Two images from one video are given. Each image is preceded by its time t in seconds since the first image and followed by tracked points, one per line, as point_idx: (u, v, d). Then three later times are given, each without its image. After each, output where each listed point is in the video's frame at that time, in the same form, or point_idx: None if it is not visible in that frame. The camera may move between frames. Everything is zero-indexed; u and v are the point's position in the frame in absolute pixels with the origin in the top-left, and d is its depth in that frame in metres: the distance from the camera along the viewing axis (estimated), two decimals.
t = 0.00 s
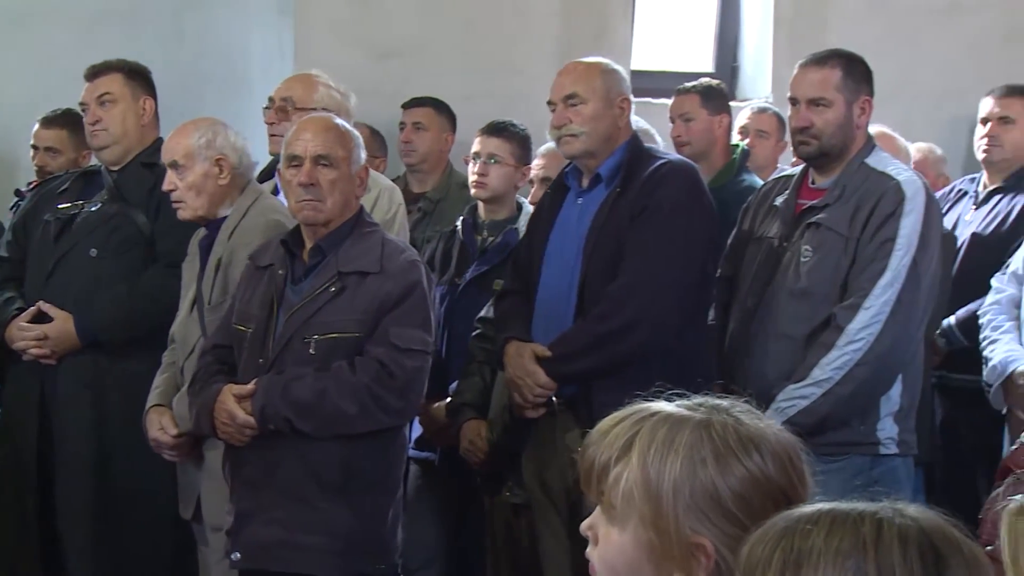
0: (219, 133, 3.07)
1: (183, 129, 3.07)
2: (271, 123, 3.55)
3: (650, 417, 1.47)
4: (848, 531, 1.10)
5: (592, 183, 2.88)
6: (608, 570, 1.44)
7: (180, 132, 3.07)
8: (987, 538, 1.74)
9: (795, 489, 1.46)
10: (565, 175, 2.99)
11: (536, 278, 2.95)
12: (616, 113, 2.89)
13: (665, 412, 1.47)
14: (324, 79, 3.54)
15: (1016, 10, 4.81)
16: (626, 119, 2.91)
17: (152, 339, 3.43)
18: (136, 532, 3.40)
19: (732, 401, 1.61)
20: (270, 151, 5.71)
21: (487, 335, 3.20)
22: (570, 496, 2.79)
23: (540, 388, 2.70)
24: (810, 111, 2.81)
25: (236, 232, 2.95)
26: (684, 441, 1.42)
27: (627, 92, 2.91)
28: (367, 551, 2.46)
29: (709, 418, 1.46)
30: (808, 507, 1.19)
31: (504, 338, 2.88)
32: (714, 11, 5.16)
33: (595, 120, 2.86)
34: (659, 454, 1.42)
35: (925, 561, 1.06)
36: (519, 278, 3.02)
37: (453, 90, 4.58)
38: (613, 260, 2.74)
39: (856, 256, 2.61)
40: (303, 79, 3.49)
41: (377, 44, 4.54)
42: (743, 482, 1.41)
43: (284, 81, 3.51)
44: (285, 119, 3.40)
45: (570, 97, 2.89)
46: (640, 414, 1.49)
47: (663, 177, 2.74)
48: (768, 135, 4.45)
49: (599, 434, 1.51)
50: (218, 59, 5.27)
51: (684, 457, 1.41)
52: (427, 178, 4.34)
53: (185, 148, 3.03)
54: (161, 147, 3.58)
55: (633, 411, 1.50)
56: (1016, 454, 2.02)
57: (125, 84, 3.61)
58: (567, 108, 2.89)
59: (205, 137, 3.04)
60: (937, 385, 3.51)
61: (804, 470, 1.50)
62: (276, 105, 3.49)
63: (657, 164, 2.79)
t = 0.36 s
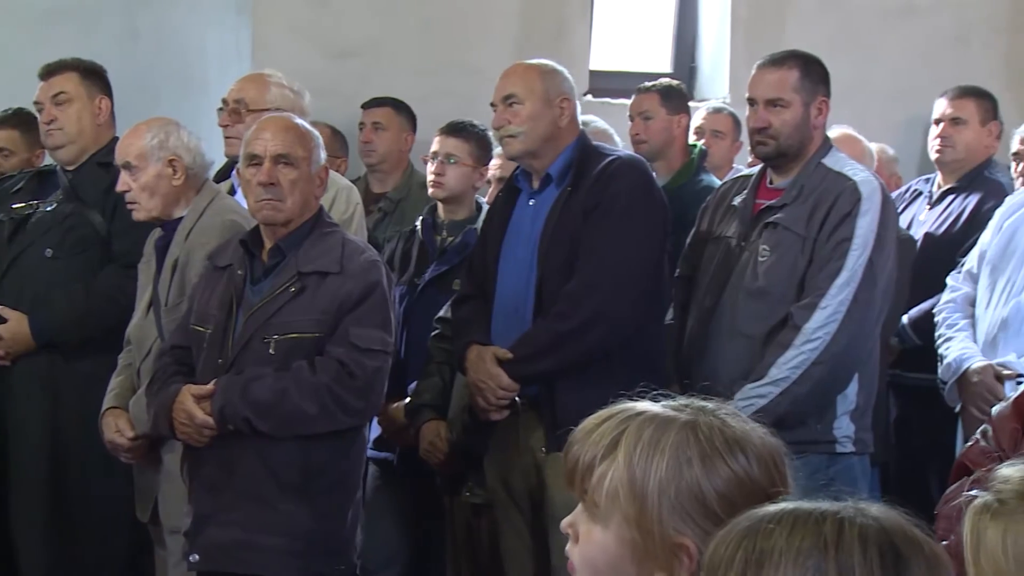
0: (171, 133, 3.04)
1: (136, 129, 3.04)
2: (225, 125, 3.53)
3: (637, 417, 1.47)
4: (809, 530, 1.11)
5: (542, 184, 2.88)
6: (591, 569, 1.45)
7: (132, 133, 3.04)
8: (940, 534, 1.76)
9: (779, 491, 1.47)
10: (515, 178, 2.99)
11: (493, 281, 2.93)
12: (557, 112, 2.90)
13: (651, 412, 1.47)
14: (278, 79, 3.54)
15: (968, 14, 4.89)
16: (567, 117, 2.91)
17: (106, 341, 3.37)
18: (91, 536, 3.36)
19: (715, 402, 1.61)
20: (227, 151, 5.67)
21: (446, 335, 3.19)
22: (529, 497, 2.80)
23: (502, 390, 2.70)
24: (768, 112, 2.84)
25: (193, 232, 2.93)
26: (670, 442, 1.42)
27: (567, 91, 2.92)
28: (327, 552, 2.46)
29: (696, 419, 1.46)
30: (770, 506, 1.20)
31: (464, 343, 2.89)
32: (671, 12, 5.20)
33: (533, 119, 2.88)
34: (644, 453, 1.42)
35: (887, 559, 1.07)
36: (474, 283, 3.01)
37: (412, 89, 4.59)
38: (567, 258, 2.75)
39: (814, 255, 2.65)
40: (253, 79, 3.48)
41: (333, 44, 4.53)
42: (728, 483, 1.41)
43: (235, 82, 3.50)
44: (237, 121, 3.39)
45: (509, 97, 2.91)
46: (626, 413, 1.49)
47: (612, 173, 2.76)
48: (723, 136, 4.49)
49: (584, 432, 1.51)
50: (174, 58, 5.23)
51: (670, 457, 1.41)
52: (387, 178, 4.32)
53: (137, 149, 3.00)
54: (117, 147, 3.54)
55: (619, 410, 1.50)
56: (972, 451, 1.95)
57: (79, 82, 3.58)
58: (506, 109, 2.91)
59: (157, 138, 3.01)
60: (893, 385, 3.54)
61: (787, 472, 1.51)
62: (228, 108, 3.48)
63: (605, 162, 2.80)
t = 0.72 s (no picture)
0: (126, 133, 3.02)
1: (90, 129, 3.02)
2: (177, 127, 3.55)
3: (605, 416, 1.49)
4: (757, 528, 1.12)
5: (512, 184, 2.85)
6: (556, 568, 1.46)
7: (87, 133, 3.02)
8: (898, 528, 1.83)
9: (744, 490, 1.50)
10: (486, 177, 2.96)
11: (458, 279, 2.92)
12: (527, 112, 2.86)
13: (618, 412, 1.49)
14: (231, 78, 3.55)
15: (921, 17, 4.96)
16: (538, 119, 2.87)
17: (61, 342, 3.32)
18: (45, 538, 3.35)
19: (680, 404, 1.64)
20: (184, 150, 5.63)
21: (404, 336, 3.21)
22: (487, 497, 2.81)
23: (456, 389, 2.70)
24: (723, 112, 2.88)
25: (150, 233, 2.91)
26: (638, 440, 1.44)
27: (541, 91, 2.89)
28: (286, 553, 2.47)
29: (663, 418, 1.48)
30: (720, 503, 1.21)
31: (424, 338, 2.89)
32: (629, 13, 5.24)
33: (503, 118, 2.85)
34: (613, 452, 1.44)
35: (835, 556, 1.10)
36: (444, 276, 2.98)
37: (370, 90, 4.59)
38: (530, 261, 2.72)
39: (769, 254, 2.69)
40: (207, 79, 3.49)
41: (291, 44, 4.51)
42: (696, 482, 1.44)
43: (189, 82, 3.52)
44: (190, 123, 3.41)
45: (481, 94, 2.89)
46: (593, 413, 1.51)
47: (580, 177, 2.73)
48: (677, 136, 4.53)
49: (552, 431, 1.53)
50: (130, 57, 5.17)
51: (638, 456, 1.43)
52: (345, 177, 4.40)
53: (92, 149, 2.98)
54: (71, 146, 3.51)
55: (587, 410, 1.52)
56: (928, 446, 1.95)
57: (31, 81, 3.55)
58: (477, 105, 2.89)
59: (111, 138, 3.00)
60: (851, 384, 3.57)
61: (753, 471, 1.54)
62: (181, 109, 3.50)
63: (575, 164, 2.77)
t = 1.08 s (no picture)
0: (82, 133, 2.99)
1: (45, 128, 2.99)
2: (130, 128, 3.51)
3: (563, 420, 1.51)
4: (698, 521, 1.14)
5: (484, 183, 2.85)
6: (516, 571, 1.49)
7: (42, 132, 2.99)
8: (853, 525, 1.87)
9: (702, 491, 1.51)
10: (461, 173, 2.96)
11: (426, 273, 2.90)
12: (504, 112, 2.86)
13: (577, 415, 1.50)
14: (183, 78, 3.51)
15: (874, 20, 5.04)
16: (515, 120, 2.87)
17: (14, 343, 3.28)
18: None
19: (641, 405, 1.65)
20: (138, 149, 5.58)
21: (361, 335, 3.23)
22: (442, 495, 2.81)
23: (412, 389, 2.70)
24: (676, 113, 2.92)
25: (107, 233, 2.88)
26: (595, 444, 1.45)
27: (517, 92, 2.88)
28: (241, 554, 2.46)
29: (621, 421, 1.49)
30: (665, 496, 1.23)
31: (385, 334, 2.86)
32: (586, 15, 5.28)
33: (477, 116, 2.85)
34: (570, 456, 1.45)
35: (772, 552, 1.11)
36: (417, 269, 2.96)
37: (327, 89, 4.58)
38: (494, 264, 2.71)
39: (721, 253, 2.72)
40: (159, 79, 3.46)
41: (247, 43, 4.48)
42: (653, 486, 1.44)
43: (142, 82, 3.48)
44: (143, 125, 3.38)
45: (458, 91, 2.89)
46: (552, 417, 1.52)
47: (551, 181, 2.72)
48: (633, 136, 4.56)
49: (512, 436, 1.55)
50: (85, 56, 5.12)
51: (596, 460, 1.44)
52: (300, 177, 4.41)
53: (47, 149, 2.95)
54: (22, 146, 3.48)
55: (546, 414, 1.54)
56: (884, 444, 1.96)
57: None
58: (453, 102, 2.89)
59: (67, 138, 2.97)
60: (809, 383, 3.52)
61: (711, 472, 1.55)
62: (134, 109, 3.47)
63: (547, 168, 2.76)
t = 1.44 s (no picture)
0: (40, 132, 2.95)
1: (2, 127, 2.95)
2: (83, 126, 3.48)
3: (515, 417, 1.51)
4: (642, 520, 1.16)
5: (448, 183, 2.84)
6: (463, 568, 1.50)
7: None
8: (807, 524, 1.90)
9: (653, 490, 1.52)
10: (425, 172, 2.96)
11: (387, 272, 2.90)
12: (472, 114, 2.87)
13: (529, 413, 1.51)
14: (137, 77, 3.47)
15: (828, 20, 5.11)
16: (484, 122, 2.88)
17: None
18: None
19: (595, 401, 1.65)
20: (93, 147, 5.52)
21: (320, 336, 3.21)
22: (397, 494, 2.81)
23: (367, 389, 2.71)
24: (626, 113, 2.94)
25: (66, 233, 2.85)
26: (547, 443, 1.47)
27: (487, 95, 2.89)
28: (200, 555, 2.45)
29: (574, 419, 1.50)
30: (609, 492, 1.25)
31: (343, 333, 2.86)
32: (544, 16, 5.31)
33: (445, 116, 2.85)
34: (521, 455, 1.47)
35: (717, 553, 1.14)
36: (377, 267, 2.97)
37: (284, 88, 4.56)
38: (455, 267, 2.71)
39: (674, 250, 2.75)
40: (112, 78, 3.42)
41: (204, 42, 4.46)
42: (603, 485, 1.46)
43: (96, 82, 3.45)
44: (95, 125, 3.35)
45: (427, 89, 2.89)
46: (504, 414, 1.53)
47: (515, 185, 2.72)
48: (591, 136, 4.58)
49: (463, 432, 1.55)
50: (39, 53, 5.06)
51: (547, 459, 1.46)
52: (255, 177, 4.38)
53: (3, 147, 2.92)
54: None
55: (498, 411, 1.54)
56: (838, 443, 2.00)
57: None
58: (422, 100, 2.89)
59: (24, 136, 2.93)
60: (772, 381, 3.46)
61: (664, 471, 1.55)
62: (87, 108, 3.44)
63: (513, 171, 2.77)
